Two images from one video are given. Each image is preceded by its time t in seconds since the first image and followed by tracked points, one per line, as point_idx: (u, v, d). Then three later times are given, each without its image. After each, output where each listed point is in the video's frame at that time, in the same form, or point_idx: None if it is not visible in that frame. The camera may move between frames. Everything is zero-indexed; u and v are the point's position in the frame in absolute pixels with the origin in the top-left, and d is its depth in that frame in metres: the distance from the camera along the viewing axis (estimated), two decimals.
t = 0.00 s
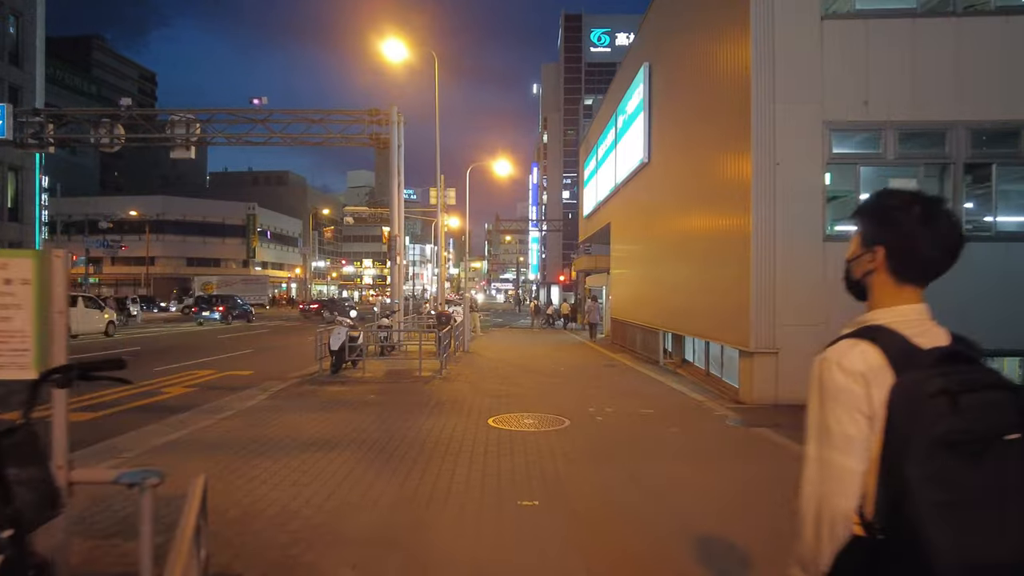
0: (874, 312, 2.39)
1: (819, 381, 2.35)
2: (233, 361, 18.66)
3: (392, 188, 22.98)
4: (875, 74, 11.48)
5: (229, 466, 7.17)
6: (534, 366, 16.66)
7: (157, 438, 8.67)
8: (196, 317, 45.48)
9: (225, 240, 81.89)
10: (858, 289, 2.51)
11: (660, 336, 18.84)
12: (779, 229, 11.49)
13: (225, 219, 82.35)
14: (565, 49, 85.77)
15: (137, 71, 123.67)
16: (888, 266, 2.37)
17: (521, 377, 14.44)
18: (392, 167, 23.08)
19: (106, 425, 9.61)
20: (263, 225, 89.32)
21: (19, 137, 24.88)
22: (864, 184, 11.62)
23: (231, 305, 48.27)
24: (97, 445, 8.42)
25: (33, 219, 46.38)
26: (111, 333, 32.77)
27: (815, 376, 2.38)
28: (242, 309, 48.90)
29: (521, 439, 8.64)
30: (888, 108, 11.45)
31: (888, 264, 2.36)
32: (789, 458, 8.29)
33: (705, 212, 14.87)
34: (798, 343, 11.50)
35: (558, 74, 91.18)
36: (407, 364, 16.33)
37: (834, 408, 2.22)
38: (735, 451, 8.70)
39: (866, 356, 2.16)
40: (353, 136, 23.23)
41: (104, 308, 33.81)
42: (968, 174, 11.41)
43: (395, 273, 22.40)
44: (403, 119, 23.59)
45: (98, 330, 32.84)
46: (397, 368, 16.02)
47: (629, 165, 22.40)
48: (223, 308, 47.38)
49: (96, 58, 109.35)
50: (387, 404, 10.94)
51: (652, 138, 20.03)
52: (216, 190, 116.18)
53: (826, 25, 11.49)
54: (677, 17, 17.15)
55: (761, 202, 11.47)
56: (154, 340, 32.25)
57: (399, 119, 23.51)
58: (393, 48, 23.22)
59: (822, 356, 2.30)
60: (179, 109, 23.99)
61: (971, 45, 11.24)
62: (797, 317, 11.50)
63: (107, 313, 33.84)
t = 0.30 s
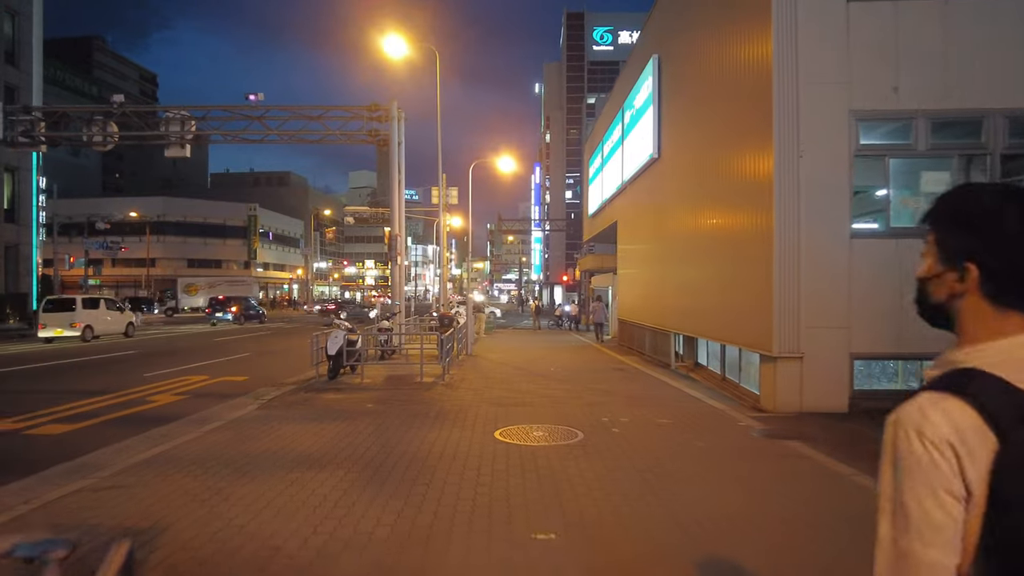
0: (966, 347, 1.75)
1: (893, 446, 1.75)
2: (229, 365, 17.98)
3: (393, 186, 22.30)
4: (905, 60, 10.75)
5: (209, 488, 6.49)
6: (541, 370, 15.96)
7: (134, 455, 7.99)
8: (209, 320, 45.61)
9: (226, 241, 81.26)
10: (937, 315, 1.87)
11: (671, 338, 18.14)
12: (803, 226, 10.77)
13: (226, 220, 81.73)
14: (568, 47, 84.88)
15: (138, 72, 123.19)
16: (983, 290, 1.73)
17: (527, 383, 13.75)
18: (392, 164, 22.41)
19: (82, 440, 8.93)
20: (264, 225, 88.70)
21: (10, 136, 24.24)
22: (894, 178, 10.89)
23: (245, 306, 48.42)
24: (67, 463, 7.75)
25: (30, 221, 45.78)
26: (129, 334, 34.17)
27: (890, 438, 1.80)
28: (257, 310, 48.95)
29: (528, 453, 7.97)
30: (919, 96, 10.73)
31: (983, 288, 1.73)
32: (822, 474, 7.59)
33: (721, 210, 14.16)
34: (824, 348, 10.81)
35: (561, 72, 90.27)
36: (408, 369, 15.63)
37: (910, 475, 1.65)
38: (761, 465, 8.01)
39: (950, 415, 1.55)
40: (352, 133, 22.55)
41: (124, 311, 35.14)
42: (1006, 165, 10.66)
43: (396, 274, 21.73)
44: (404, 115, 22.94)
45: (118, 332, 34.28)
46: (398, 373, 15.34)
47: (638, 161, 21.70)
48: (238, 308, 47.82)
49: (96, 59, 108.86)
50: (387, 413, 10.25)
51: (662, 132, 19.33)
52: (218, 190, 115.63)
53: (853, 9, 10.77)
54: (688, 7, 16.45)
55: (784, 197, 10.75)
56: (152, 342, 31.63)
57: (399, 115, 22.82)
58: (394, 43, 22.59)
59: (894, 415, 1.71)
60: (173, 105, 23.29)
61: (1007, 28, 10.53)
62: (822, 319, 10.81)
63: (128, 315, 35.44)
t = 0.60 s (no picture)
0: None
1: None
2: (227, 365, 17.33)
3: (397, 181, 21.63)
4: (945, 38, 10.08)
5: (191, 501, 5.82)
6: (551, 371, 15.28)
7: (114, 462, 7.33)
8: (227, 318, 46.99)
9: (229, 240, 80.70)
10: None
11: (686, 337, 17.46)
12: (835, 215, 10.08)
13: (229, 219, 81.22)
14: (572, 45, 84.00)
15: (141, 72, 122.80)
16: None
17: (537, 383, 13.07)
18: (396, 158, 21.76)
19: (62, 445, 8.28)
20: (267, 225, 88.16)
21: (4, 129, 23.67)
22: (932, 164, 10.25)
23: (261, 306, 49.44)
24: (41, 470, 7.09)
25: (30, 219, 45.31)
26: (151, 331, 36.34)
27: None
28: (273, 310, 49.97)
29: (545, 460, 7.29)
30: (960, 77, 10.06)
31: None
32: (867, 481, 6.89)
33: (742, 204, 13.46)
34: (857, 346, 10.12)
35: (565, 71, 89.44)
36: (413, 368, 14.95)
37: None
38: (799, 471, 7.30)
39: None
40: (354, 127, 21.90)
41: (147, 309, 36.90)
42: None
43: (400, 271, 21.06)
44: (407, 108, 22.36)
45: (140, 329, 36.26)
46: (402, 373, 14.68)
47: (650, 154, 21.02)
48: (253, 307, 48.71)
49: (99, 58, 108.41)
50: (390, 415, 9.58)
51: (675, 123, 18.65)
52: (221, 190, 115.20)
53: None
54: None
55: (815, 187, 10.06)
56: (151, 342, 31.05)
57: (402, 107, 22.17)
58: (398, 37, 21.95)
59: None
60: (171, 98, 22.66)
61: None
62: (855, 315, 10.12)
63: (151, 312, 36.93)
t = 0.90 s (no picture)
0: None
1: None
2: (220, 370, 16.68)
3: (398, 179, 20.92)
4: (988, 21, 9.38)
5: (159, 534, 5.10)
6: (559, 376, 14.55)
7: (81, 484, 6.63)
8: (241, 318, 48.03)
9: (230, 240, 80.15)
10: None
11: (699, 340, 16.75)
12: (867, 211, 9.36)
13: (231, 219, 80.64)
14: (576, 43, 83.21)
15: (143, 71, 122.34)
16: None
17: (545, 390, 12.35)
18: (398, 155, 21.08)
19: (30, 463, 7.60)
20: (269, 225, 87.62)
21: None
22: (973, 156, 9.55)
23: (275, 307, 50.17)
24: None
25: (27, 219, 44.80)
26: (167, 331, 38.14)
27: None
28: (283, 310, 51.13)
29: (558, 481, 6.57)
30: (1004, 62, 9.37)
31: None
32: (919, 508, 6.16)
33: (765, 204, 12.72)
34: (892, 353, 9.39)
35: (569, 70, 88.65)
36: (413, 374, 14.26)
37: None
38: (839, 493, 6.58)
39: None
40: (354, 123, 21.19)
41: (162, 311, 38.37)
42: None
43: (401, 272, 20.39)
44: (409, 104, 21.73)
45: (157, 328, 37.84)
46: (403, 378, 13.98)
47: (660, 150, 20.32)
48: (268, 308, 49.61)
49: (101, 58, 107.88)
50: (389, 427, 8.87)
51: (689, 118, 17.93)
52: (223, 189, 114.73)
53: None
54: None
55: (846, 183, 9.34)
56: (148, 343, 30.39)
57: (404, 102, 21.49)
58: (400, 33, 21.24)
59: None
60: (166, 93, 21.97)
61: None
62: (889, 320, 9.39)
63: (164, 313, 38.37)
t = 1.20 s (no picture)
0: None
1: None
2: (212, 372, 16.02)
3: (395, 173, 20.20)
4: None
5: (110, 571, 4.35)
6: (565, 378, 13.86)
7: (38, 501, 5.94)
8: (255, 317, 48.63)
9: (230, 240, 79.53)
10: None
11: (709, 340, 16.04)
12: (900, 200, 8.65)
13: (231, 219, 80.06)
14: (578, 40, 82.25)
15: (143, 71, 121.69)
16: None
17: (551, 392, 11.67)
18: (395, 148, 20.36)
19: None
20: (269, 224, 86.98)
21: None
22: (1012, 141, 8.88)
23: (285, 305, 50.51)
24: None
25: (22, 217, 44.16)
26: (177, 329, 38.75)
27: None
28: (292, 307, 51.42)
29: (570, 498, 5.87)
30: None
31: None
32: (977, 527, 5.47)
33: (775, 197, 12.03)
34: (926, 354, 8.68)
35: (571, 69, 87.88)
36: (412, 376, 13.58)
37: None
38: (884, 509, 5.88)
39: None
40: (351, 115, 20.49)
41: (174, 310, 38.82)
42: None
43: (399, 270, 19.70)
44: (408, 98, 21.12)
45: (166, 327, 38.26)
46: (401, 380, 13.30)
47: (667, 143, 19.61)
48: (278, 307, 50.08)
49: (101, 57, 107.18)
50: (385, 436, 8.18)
51: (697, 108, 17.21)
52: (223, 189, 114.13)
53: None
54: None
55: (877, 170, 8.64)
56: (143, 344, 29.78)
57: (402, 94, 20.78)
58: (399, 28, 20.54)
59: None
60: (157, 86, 21.24)
61: None
62: (924, 318, 8.68)
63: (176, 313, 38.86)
